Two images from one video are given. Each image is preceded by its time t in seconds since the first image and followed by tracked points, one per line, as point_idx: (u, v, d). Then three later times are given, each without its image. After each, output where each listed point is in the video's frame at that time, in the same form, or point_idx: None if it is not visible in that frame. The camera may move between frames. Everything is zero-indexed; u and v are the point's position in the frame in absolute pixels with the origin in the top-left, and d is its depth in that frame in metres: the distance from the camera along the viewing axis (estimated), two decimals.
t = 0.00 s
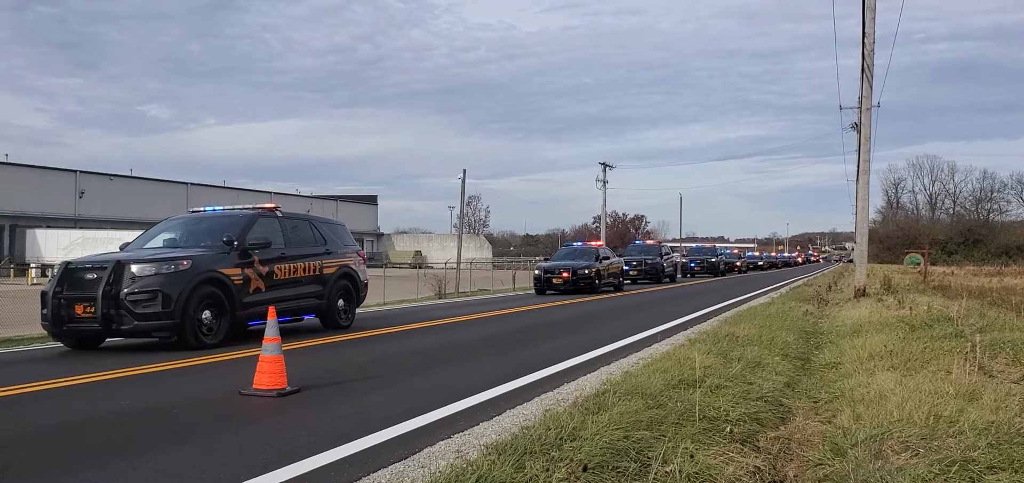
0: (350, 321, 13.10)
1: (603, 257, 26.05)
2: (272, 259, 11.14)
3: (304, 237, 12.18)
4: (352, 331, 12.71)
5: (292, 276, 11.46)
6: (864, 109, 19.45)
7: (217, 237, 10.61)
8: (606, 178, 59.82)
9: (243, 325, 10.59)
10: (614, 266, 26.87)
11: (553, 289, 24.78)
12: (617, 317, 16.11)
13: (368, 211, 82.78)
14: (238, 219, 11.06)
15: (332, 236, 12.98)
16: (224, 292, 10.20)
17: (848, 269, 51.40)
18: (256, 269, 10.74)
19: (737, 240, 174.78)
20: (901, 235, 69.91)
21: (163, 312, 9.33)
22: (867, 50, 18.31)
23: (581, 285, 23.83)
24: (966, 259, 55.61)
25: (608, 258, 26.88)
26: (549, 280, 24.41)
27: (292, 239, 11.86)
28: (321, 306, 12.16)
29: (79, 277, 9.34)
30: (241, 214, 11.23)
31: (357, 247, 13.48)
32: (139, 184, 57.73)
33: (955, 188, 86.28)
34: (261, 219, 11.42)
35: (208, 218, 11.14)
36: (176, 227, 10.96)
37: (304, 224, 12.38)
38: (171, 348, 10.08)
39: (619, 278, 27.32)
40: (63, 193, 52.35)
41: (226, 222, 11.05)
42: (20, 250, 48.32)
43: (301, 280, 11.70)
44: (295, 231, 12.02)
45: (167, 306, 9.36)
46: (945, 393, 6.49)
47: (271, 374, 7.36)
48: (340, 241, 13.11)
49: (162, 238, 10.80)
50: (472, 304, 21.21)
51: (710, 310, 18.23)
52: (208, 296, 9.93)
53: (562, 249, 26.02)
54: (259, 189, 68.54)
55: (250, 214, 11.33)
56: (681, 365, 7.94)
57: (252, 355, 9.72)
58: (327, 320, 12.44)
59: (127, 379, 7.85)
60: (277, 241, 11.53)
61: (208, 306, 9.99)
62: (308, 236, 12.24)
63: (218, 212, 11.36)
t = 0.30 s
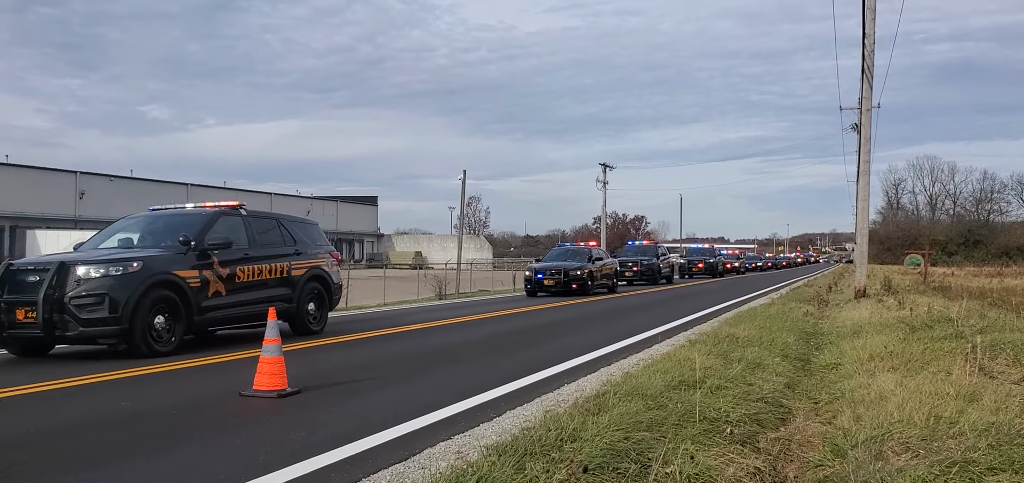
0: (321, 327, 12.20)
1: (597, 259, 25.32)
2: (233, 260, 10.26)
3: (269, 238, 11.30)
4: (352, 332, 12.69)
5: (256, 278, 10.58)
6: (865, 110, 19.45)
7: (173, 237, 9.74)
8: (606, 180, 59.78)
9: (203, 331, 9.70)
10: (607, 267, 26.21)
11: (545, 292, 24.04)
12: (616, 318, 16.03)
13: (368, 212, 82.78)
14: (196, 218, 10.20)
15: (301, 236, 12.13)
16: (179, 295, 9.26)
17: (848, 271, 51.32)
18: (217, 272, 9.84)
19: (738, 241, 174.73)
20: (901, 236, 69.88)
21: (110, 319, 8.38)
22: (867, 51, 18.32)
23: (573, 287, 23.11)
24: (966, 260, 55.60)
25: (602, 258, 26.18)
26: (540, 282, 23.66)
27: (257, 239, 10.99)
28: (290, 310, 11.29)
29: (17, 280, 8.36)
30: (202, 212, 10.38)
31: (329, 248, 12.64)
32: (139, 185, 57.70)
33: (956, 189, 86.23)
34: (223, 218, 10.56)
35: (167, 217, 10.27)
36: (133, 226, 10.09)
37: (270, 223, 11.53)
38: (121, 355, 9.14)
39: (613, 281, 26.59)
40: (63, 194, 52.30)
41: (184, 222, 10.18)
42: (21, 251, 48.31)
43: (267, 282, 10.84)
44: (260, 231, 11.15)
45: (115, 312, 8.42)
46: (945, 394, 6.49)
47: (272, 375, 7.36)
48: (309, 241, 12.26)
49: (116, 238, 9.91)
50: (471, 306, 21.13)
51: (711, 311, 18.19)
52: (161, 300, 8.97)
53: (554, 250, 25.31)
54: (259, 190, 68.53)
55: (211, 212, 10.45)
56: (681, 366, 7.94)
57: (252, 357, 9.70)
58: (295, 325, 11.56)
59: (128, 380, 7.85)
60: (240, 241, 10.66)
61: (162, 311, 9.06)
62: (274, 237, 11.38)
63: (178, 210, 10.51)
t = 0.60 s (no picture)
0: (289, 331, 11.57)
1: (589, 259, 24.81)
2: (191, 261, 9.65)
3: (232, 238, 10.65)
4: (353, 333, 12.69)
5: (216, 281, 9.96)
6: (865, 110, 19.45)
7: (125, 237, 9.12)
8: (606, 180, 59.76)
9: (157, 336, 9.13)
10: (601, 268, 25.70)
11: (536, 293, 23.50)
12: (615, 319, 15.97)
13: (369, 213, 82.80)
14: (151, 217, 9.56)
15: (268, 235, 11.48)
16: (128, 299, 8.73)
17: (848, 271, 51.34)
18: (171, 273, 9.26)
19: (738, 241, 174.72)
20: (901, 237, 69.89)
21: (48, 324, 7.84)
22: (867, 52, 18.32)
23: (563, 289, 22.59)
24: (966, 260, 55.62)
25: (595, 259, 25.66)
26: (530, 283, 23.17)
27: (218, 239, 10.34)
28: (254, 315, 10.67)
29: None
30: (159, 210, 9.76)
31: (300, 247, 12.03)
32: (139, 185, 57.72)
33: (956, 189, 86.23)
34: (182, 216, 9.93)
35: (120, 215, 9.64)
36: (85, 226, 9.45)
37: (234, 222, 10.88)
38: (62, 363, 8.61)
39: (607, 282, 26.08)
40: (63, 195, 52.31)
41: (139, 220, 9.56)
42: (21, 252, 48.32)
43: (229, 285, 10.21)
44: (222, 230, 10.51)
45: (55, 317, 7.89)
46: (945, 395, 6.49)
47: (272, 376, 7.36)
48: (276, 241, 11.61)
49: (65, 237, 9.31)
50: (470, 307, 21.06)
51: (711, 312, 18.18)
52: (108, 304, 8.45)
53: (544, 251, 24.85)
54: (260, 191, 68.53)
55: (169, 210, 9.82)
56: (681, 367, 7.95)
57: (251, 358, 9.68)
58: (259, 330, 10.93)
59: (128, 381, 7.86)
60: (200, 241, 10.03)
61: (108, 316, 8.53)
62: (237, 237, 10.74)
63: (134, 207, 9.88)
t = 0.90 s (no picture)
0: (253, 336, 10.87)
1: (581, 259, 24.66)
2: (143, 261, 8.97)
3: (189, 236, 9.95)
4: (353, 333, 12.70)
5: (169, 282, 9.27)
6: (865, 110, 19.45)
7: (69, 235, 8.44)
8: (605, 180, 59.71)
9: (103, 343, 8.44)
10: (593, 268, 25.57)
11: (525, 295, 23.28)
12: (615, 320, 15.91)
13: (368, 213, 82.81)
14: (98, 213, 8.87)
15: (231, 234, 10.80)
16: (71, 302, 8.04)
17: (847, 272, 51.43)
18: (119, 275, 8.57)
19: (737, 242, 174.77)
20: (901, 237, 69.92)
21: None
22: (867, 52, 18.33)
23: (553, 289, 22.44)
24: (966, 261, 55.70)
25: (586, 259, 25.49)
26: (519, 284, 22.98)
27: (174, 238, 9.65)
28: (214, 318, 9.98)
29: None
30: (109, 206, 9.08)
31: (267, 247, 11.38)
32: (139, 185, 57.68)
33: (955, 190, 86.26)
34: (135, 213, 9.25)
35: (67, 212, 8.96)
36: (29, 224, 8.78)
37: (193, 220, 10.20)
38: None
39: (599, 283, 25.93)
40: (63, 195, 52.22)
41: (86, 216, 8.87)
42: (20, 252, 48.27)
43: (185, 287, 9.52)
44: (179, 228, 9.82)
45: None
46: (944, 395, 6.49)
47: (272, 376, 7.36)
48: (240, 239, 10.94)
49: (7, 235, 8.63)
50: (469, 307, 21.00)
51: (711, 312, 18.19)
52: (46, 308, 7.76)
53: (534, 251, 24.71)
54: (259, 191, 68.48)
55: (119, 207, 9.11)
56: (681, 367, 7.96)
57: (251, 359, 9.67)
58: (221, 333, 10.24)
59: (129, 381, 7.87)
60: (154, 240, 9.34)
61: (47, 321, 7.82)
62: (196, 235, 10.06)
63: (84, 204, 9.21)
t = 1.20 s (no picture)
0: (214, 340, 10.35)
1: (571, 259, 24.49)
2: (88, 262, 8.46)
3: (140, 236, 9.40)
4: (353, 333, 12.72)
5: (118, 284, 8.77)
6: (865, 111, 19.47)
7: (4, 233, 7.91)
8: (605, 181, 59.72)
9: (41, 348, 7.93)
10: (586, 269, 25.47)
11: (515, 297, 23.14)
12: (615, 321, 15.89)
13: (368, 213, 82.85)
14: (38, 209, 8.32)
15: (190, 233, 10.26)
16: (3, 306, 7.54)
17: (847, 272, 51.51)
18: (58, 277, 8.06)
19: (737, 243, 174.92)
20: (901, 238, 69.96)
21: None
22: (867, 53, 18.33)
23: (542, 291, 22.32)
24: (965, 262, 55.81)
25: (578, 259, 25.39)
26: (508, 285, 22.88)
27: (124, 236, 9.13)
28: (169, 322, 9.47)
29: None
30: (53, 203, 8.54)
31: (230, 247, 10.85)
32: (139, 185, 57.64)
33: (955, 190, 86.34)
34: (79, 210, 8.69)
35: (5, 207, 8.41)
36: None
37: (146, 217, 9.67)
38: None
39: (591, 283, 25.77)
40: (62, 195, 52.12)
41: (26, 213, 8.33)
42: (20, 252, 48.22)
43: (135, 289, 9.02)
44: (130, 227, 9.28)
45: None
46: (944, 396, 6.50)
47: (272, 377, 7.36)
48: (200, 238, 10.39)
49: None
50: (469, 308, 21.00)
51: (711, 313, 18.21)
52: None
53: (525, 251, 24.64)
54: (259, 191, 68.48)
55: (63, 203, 8.56)
56: (681, 367, 7.97)
57: (252, 359, 9.69)
58: (177, 338, 9.71)
59: (129, 381, 7.89)
60: (101, 239, 8.83)
61: None
62: (149, 235, 9.53)
63: (27, 199, 8.66)
